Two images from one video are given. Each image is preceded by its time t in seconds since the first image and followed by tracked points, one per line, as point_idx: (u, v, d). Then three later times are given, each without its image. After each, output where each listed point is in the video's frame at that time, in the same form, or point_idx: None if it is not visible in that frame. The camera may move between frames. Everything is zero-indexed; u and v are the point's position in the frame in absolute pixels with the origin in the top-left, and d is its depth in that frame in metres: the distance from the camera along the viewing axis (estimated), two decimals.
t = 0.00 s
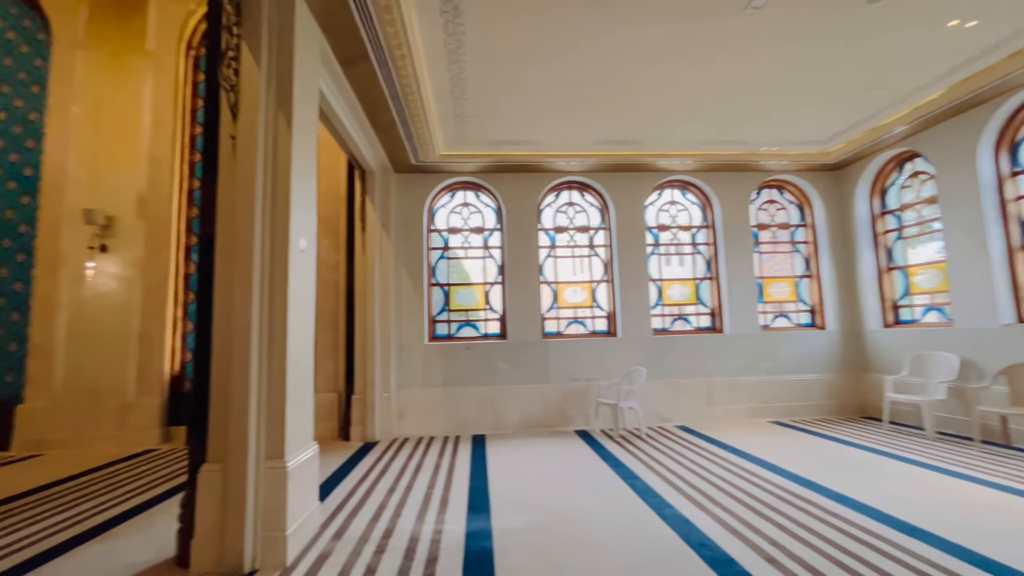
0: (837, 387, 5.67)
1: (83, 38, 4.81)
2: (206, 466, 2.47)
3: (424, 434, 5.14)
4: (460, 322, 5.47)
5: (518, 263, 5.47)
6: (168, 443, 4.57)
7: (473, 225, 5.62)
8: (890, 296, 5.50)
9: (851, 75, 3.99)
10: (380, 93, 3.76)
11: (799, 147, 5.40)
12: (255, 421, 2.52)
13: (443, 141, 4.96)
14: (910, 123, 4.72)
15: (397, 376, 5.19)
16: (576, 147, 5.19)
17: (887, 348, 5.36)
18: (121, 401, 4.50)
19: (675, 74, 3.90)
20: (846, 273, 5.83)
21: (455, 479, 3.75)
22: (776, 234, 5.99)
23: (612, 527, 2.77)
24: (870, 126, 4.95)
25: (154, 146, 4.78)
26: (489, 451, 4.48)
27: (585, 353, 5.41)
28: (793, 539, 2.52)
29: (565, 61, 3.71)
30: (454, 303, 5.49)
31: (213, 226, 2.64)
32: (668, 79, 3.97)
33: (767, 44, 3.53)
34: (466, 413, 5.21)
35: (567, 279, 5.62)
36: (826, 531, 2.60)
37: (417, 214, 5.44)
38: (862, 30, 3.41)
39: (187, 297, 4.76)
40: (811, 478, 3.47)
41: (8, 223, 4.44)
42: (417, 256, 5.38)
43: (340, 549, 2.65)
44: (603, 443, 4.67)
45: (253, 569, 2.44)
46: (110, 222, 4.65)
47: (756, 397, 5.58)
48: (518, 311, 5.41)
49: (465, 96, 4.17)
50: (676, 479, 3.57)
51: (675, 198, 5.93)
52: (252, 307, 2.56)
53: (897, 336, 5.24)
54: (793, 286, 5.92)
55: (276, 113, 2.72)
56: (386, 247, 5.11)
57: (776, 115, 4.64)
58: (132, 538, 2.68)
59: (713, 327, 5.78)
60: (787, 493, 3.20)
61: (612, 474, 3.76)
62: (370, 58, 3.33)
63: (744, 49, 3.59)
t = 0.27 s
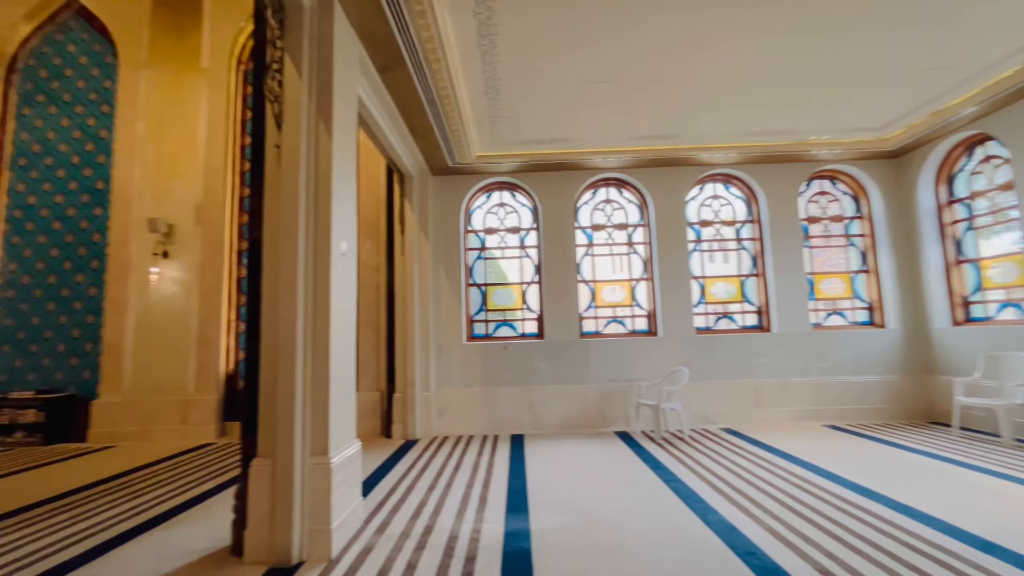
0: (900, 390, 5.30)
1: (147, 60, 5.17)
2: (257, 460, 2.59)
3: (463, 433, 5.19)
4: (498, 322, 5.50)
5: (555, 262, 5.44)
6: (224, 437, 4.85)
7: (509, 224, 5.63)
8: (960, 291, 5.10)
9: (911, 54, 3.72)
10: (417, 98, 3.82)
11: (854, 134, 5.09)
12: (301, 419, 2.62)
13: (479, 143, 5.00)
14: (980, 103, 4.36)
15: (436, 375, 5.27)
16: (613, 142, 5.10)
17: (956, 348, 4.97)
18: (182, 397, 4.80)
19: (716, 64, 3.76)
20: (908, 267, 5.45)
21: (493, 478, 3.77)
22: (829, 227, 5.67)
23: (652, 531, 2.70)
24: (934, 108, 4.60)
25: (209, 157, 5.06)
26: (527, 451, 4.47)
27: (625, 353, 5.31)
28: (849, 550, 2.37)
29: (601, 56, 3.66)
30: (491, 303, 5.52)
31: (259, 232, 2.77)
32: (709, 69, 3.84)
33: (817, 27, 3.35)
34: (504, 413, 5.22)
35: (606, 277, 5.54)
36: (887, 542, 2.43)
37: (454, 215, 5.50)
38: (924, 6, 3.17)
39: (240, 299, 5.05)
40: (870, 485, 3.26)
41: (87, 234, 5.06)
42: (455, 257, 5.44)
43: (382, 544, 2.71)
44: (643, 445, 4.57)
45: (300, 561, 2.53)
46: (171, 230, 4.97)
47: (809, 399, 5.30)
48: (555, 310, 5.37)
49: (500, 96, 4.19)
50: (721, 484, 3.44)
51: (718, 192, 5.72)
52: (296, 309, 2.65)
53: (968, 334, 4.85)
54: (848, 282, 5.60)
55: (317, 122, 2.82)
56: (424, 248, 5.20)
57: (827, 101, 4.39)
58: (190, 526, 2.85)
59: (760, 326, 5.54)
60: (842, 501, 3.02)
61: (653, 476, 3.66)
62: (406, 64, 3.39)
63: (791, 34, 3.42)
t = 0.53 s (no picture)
0: (966, 392, 4.95)
1: (199, 76, 5.47)
2: (302, 455, 2.69)
3: (500, 432, 5.22)
4: (533, 321, 5.49)
5: (590, 260, 5.38)
6: (272, 433, 5.06)
7: (544, 224, 5.61)
8: None
9: (976, 31, 3.46)
10: (450, 100, 3.87)
11: (911, 120, 4.79)
12: (342, 416, 2.70)
13: (513, 143, 5.01)
14: None
15: (472, 375, 5.31)
16: (650, 138, 5.00)
17: None
18: (233, 394, 5.04)
19: (758, 52, 3.62)
20: (975, 260, 5.08)
21: (529, 478, 3.77)
22: (884, 220, 5.36)
23: (694, 535, 2.62)
24: (1003, 89, 4.26)
25: (255, 165, 5.29)
26: (564, 451, 4.44)
27: (664, 352, 5.19)
28: (908, 562, 2.23)
29: (636, 50, 3.59)
30: (526, 303, 5.52)
31: (300, 235, 2.87)
32: (750, 57, 3.69)
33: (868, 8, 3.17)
34: (540, 412, 5.21)
35: (643, 275, 5.43)
36: (951, 555, 2.27)
37: (489, 215, 5.54)
38: None
39: (285, 301, 5.27)
40: (931, 494, 3.06)
41: (149, 242, 5.42)
42: (490, 257, 5.48)
43: (421, 540, 2.76)
44: (684, 446, 4.46)
45: (344, 553, 2.60)
46: (222, 236, 5.23)
47: (863, 401, 5.02)
48: (592, 309, 5.32)
49: (532, 95, 4.18)
50: (766, 488, 3.31)
51: (761, 186, 5.51)
52: (336, 309, 2.74)
53: None
54: (907, 277, 5.27)
55: (354, 127, 2.89)
56: (459, 249, 5.26)
57: (881, 86, 4.14)
58: (241, 517, 2.99)
59: (808, 324, 5.29)
60: (900, 510, 2.84)
61: (694, 479, 3.56)
62: (438, 67, 3.44)
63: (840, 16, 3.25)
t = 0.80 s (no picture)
0: None
1: (244, 86, 5.71)
2: (343, 451, 2.77)
3: (535, 431, 5.21)
4: (568, 320, 5.46)
5: (626, 258, 5.31)
6: (315, 429, 5.23)
7: (577, 222, 5.57)
8: None
9: None
10: (483, 101, 3.89)
11: (972, 104, 4.48)
12: (380, 413, 2.76)
13: (545, 141, 5.00)
14: None
15: (507, 373, 5.33)
16: (686, 132, 4.88)
17: None
18: (279, 392, 5.24)
19: (800, 39, 3.47)
20: None
21: (565, 477, 3.75)
22: (944, 210, 5.04)
23: (737, 541, 2.54)
24: None
25: (297, 171, 5.47)
26: (601, 452, 4.39)
27: (703, 352, 5.06)
28: None
29: (670, 42, 3.51)
30: (560, 302, 5.50)
31: (338, 238, 2.96)
32: (792, 45, 3.55)
33: None
34: (576, 412, 5.17)
35: (680, 273, 5.31)
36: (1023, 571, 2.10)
37: (522, 215, 5.54)
38: None
39: (325, 301, 5.44)
40: (999, 504, 2.85)
41: (200, 246, 5.70)
42: (524, 256, 5.48)
43: (458, 537, 2.79)
44: (725, 448, 4.33)
45: (384, 547, 2.67)
46: (267, 239, 5.44)
47: (921, 404, 4.74)
48: (627, 308, 5.24)
49: (564, 93, 4.16)
50: (815, 494, 3.16)
51: (806, 178, 5.28)
52: (374, 308, 2.80)
53: None
54: (970, 271, 4.94)
55: (389, 131, 2.96)
56: (493, 248, 5.29)
57: (938, 68, 3.89)
58: (287, 509, 3.12)
59: (860, 322, 5.04)
60: (963, 520, 2.67)
61: (737, 483, 3.45)
62: (471, 68, 3.47)
63: None
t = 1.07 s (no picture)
0: None
1: (284, 95, 5.91)
2: (381, 447, 2.84)
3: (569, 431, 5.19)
4: (601, 319, 5.40)
5: (661, 255, 5.21)
6: (354, 426, 5.36)
7: (610, 219, 5.51)
8: None
9: None
10: (514, 101, 3.91)
11: None
12: (416, 410, 2.81)
13: (577, 139, 4.97)
14: None
15: (540, 372, 5.33)
16: (723, 124, 4.75)
17: None
18: (319, 389, 5.40)
19: (844, 23, 3.33)
20: None
21: (600, 477, 3.72)
22: (1008, 200, 4.73)
23: (780, 546, 2.46)
24: None
25: (334, 175, 5.62)
26: (637, 452, 4.34)
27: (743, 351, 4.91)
28: None
29: (705, 33, 3.42)
30: (594, 300, 5.45)
31: (375, 240, 3.03)
32: (836, 30, 3.40)
33: None
34: (611, 411, 5.12)
35: (718, 269, 5.17)
36: None
37: (554, 213, 5.52)
38: None
39: (362, 301, 5.57)
40: None
41: (245, 249, 5.94)
42: (557, 255, 5.46)
43: (493, 534, 2.81)
44: (767, 451, 4.20)
45: (421, 542, 2.71)
46: (307, 242, 5.62)
47: (984, 406, 4.45)
48: (663, 305, 5.14)
49: (595, 89, 4.12)
50: (865, 500, 3.02)
51: (852, 168, 5.05)
52: (409, 307, 2.86)
53: None
54: None
55: (422, 134, 3.00)
56: (525, 247, 5.30)
57: (998, 48, 3.65)
58: (328, 503, 3.21)
59: (914, 319, 4.78)
60: None
61: (781, 487, 3.34)
62: (502, 68, 3.48)
63: None
